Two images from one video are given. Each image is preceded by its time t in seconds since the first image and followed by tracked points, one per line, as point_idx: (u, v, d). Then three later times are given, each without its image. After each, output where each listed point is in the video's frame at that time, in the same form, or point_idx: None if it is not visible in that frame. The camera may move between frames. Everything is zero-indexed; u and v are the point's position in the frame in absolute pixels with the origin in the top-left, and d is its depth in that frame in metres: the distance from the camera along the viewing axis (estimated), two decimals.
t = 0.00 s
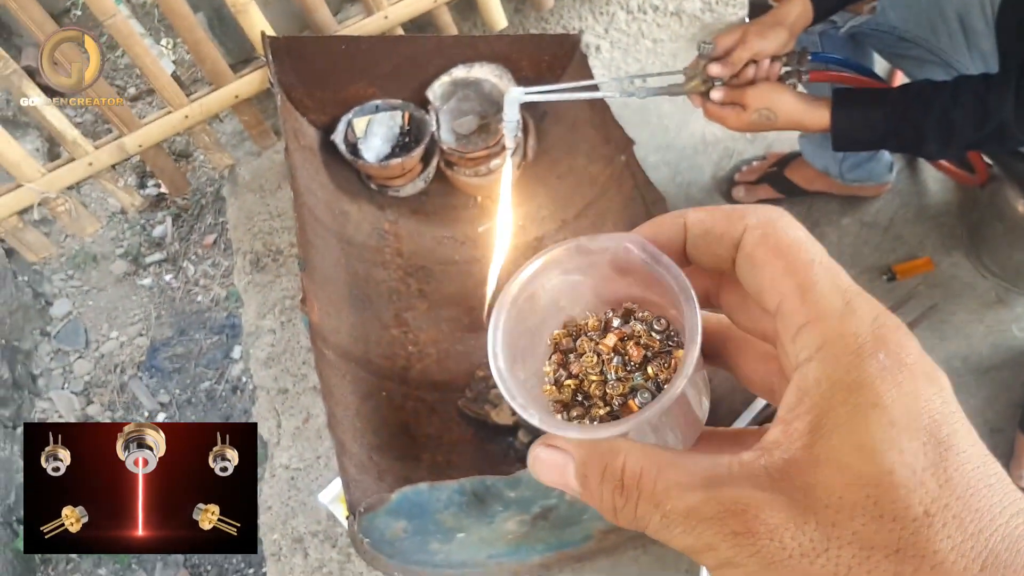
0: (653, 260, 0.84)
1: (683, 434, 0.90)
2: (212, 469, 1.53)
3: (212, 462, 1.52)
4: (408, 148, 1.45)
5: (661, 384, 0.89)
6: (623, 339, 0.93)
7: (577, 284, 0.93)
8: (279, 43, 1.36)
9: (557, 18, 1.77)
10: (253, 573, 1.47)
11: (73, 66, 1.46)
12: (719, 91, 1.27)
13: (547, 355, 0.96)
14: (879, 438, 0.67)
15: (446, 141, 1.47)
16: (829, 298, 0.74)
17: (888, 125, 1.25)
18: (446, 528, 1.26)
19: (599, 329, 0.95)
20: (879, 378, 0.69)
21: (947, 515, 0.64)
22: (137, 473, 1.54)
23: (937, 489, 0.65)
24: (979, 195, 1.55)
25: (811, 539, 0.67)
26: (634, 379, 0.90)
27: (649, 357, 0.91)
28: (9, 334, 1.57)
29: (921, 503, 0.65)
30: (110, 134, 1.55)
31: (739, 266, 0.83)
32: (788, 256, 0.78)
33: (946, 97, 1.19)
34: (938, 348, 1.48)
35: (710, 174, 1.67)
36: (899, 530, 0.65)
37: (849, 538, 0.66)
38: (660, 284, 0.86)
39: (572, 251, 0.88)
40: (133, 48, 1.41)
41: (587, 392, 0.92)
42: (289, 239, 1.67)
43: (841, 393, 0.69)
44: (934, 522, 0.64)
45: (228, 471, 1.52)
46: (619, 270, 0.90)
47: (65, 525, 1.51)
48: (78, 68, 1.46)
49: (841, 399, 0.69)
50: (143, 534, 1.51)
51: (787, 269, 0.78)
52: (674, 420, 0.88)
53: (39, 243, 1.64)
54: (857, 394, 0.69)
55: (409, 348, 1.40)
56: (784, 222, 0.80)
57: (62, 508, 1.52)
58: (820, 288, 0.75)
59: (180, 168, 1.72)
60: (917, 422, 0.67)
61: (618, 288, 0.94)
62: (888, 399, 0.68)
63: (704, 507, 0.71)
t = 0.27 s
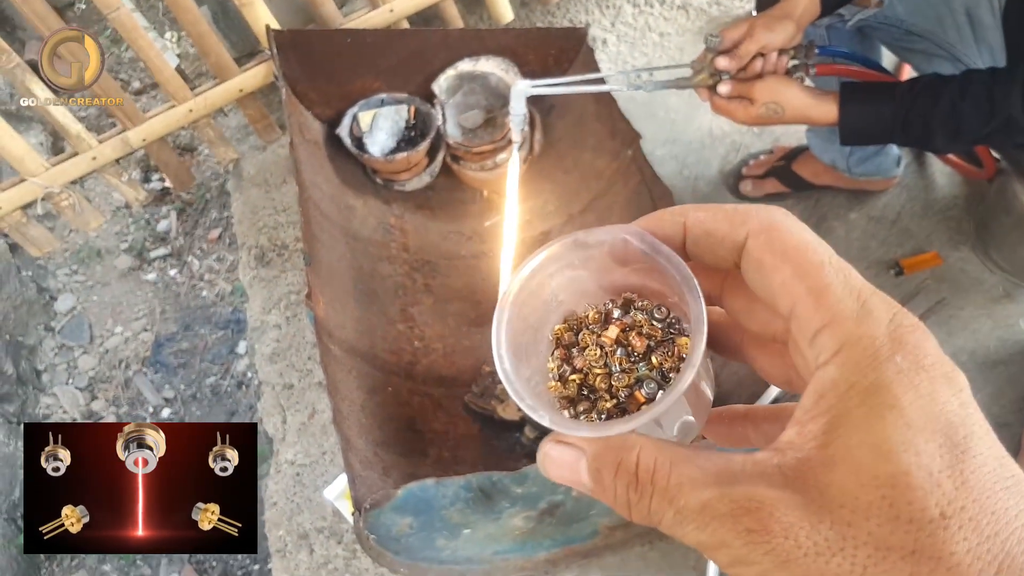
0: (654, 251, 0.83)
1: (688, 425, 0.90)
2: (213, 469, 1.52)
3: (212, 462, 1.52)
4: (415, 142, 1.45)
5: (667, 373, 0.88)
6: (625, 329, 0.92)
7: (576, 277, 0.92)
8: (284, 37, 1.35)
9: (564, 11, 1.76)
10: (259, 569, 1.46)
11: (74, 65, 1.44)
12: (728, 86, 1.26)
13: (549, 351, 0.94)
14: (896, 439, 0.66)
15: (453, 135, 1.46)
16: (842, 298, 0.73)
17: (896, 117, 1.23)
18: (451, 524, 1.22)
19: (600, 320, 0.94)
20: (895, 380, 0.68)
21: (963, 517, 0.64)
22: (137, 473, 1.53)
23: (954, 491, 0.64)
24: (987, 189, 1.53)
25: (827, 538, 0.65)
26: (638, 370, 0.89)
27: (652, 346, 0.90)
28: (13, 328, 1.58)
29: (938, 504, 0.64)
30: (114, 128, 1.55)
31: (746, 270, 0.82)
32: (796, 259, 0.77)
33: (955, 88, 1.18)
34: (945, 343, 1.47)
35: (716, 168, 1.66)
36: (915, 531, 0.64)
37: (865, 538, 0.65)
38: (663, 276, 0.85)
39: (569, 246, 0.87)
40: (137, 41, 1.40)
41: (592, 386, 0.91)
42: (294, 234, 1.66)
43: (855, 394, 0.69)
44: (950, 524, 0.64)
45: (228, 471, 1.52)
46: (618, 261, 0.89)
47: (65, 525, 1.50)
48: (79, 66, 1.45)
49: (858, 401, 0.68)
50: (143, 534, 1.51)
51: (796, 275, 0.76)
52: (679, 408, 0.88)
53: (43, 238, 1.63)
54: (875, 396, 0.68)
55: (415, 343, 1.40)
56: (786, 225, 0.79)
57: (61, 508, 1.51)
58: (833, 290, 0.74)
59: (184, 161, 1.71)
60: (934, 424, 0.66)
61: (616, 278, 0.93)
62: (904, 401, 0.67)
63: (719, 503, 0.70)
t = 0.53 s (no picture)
0: (657, 258, 0.83)
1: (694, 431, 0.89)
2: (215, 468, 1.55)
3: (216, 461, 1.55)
4: (418, 139, 1.44)
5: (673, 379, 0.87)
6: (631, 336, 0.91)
7: (581, 285, 0.92)
8: (287, 34, 1.35)
9: (567, 8, 1.76)
10: (263, 566, 1.46)
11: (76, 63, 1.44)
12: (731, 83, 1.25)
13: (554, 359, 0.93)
14: (900, 447, 0.65)
15: (456, 132, 1.46)
16: (846, 306, 0.73)
17: (898, 115, 1.23)
18: (455, 522, 1.21)
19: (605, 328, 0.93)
20: (899, 389, 0.67)
21: (969, 526, 0.62)
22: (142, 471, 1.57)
23: (960, 499, 0.63)
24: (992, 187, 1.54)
25: (831, 547, 0.64)
26: (644, 376, 0.88)
27: (657, 353, 0.89)
28: (16, 325, 1.58)
29: (944, 512, 0.63)
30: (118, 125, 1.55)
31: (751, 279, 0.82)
32: (797, 268, 0.76)
33: (957, 86, 1.17)
34: (950, 340, 1.46)
35: (720, 165, 1.66)
36: (921, 539, 0.63)
37: (869, 547, 0.63)
38: (667, 282, 0.85)
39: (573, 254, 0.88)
40: (140, 38, 1.40)
41: (598, 393, 0.89)
42: (298, 231, 1.65)
43: (859, 402, 0.68)
44: (956, 533, 0.62)
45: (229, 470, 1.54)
46: (622, 268, 0.90)
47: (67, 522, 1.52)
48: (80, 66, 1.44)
49: (863, 408, 0.68)
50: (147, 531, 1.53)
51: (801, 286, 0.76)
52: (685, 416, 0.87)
53: (47, 235, 1.64)
54: (878, 403, 0.67)
55: (419, 340, 1.40)
56: (789, 234, 0.79)
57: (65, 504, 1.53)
58: (837, 298, 0.73)
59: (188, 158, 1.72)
60: (939, 432, 0.65)
61: (620, 286, 0.93)
62: (908, 410, 0.66)
63: (723, 510, 0.70)
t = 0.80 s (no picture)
0: (661, 244, 0.83)
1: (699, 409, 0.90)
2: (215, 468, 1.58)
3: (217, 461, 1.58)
4: (416, 137, 1.46)
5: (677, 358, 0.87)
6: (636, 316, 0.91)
7: (584, 269, 0.92)
8: (285, 32, 1.35)
9: (564, 6, 1.76)
10: (262, 564, 1.45)
11: (74, 66, 1.43)
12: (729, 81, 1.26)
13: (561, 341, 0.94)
14: (898, 428, 0.63)
15: (454, 130, 1.46)
16: (843, 287, 0.71)
17: (895, 112, 1.23)
18: (454, 519, 1.21)
19: (610, 308, 0.93)
20: (897, 368, 0.65)
21: (965, 506, 0.60)
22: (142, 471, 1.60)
23: (955, 480, 0.61)
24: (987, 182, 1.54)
25: (827, 528, 0.62)
26: (649, 355, 0.88)
27: (662, 333, 0.89)
28: (15, 325, 1.57)
29: (939, 493, 0.61)
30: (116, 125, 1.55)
31: (752, 261, 0.81)
32: (796, 250, 0.75)
33: (953, 83, 1.16)
34: (947, 334, 1.46)
35: (717, 161, 1.66)
36: (916, 520, 0.60)
37: (864, 529, 0.61)
38: (672, 267, 0.85)
39: (576, 241, 0.87)
40: (138, 37, 1.40)
41: (605, 373, 0.90)
42: (297, 230, 1.64)
43: (858, 382, 0.66)
44: (952, 514, 0.60)
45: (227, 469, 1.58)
46: (625, 253, 0.89)
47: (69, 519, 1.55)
48: (78, 67, 1.44)
49: (859, 389, 0.66)
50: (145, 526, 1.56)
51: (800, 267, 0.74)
52: (691, 395, 0.87)
53: (45, 235, 1.64)
54: (876, 384, 0.65)
55: (417, 338, 1.40)
56: (793, 218, 0.77)
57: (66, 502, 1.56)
58: (834, 279, 0.72)
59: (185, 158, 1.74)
60: (936, 413, 0.63)
61: (622, 267, 0.93)
62: (904, 391, 0.64)
63: (719, 492, 0.67)
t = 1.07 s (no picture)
0: (667, 232, 0.83)
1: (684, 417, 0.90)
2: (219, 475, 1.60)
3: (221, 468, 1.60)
4: (408, 135, 1.44)
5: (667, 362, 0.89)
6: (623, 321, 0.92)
7: (580, 262, 0.92)
8: (276, 30, 1.33)
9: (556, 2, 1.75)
10: (257, 566, 1.44)
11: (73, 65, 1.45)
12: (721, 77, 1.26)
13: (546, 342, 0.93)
14: (906, 429, 0.64)
15: (446, 127, 1.45)
16: (847, 284, 0.72)
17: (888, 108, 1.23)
18: (449, 519, 1.21)
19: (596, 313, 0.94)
20: (902, 366, 0.67)
21: (972, 508, 0.63)
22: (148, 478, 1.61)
23: (963, 481, 0.63)
24: (980, 176, 1.54)
25: (841, 535, 0.64)
26: (638, 360, 0.89)
27: (650, 339, 0.91)
28: (5, 327, 1.56)
29: (948, 495, 0.63)
30: (106, 125, 1.54)
31: (755, 255, 0.82)
32: (803, 246, 0.76)
33: (947, 77, 1.15)
34: (941, 329, 1.46)
35: (711, 157, 1.66)
36: (927, 524, 0.62)
37: (877, 534, 0.63)
38: (675, 258, 0.85)
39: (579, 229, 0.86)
40: (127, 36, 1.39)
41: (591, 377, 0.89)
42: (287, 229, 1.65)
43: (863, 379, 0.67)
44: (960, 515, 0.62)
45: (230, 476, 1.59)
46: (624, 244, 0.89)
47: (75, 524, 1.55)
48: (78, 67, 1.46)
49: (865, 387, 0.67)
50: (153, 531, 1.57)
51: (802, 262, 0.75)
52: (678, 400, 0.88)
53: (34, 236, 1.63)
54: (881, 380, 0.67)
55: (411, 337, 1.39)
56: (798, 213, 0.78)
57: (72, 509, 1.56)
58: (837, 277, 0.73)
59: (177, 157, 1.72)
60: (942, 414, 0.65)
61: (617, 264, 0.93)
62: (912, 390, 0.66)
63: (729, 496, 0.68)
